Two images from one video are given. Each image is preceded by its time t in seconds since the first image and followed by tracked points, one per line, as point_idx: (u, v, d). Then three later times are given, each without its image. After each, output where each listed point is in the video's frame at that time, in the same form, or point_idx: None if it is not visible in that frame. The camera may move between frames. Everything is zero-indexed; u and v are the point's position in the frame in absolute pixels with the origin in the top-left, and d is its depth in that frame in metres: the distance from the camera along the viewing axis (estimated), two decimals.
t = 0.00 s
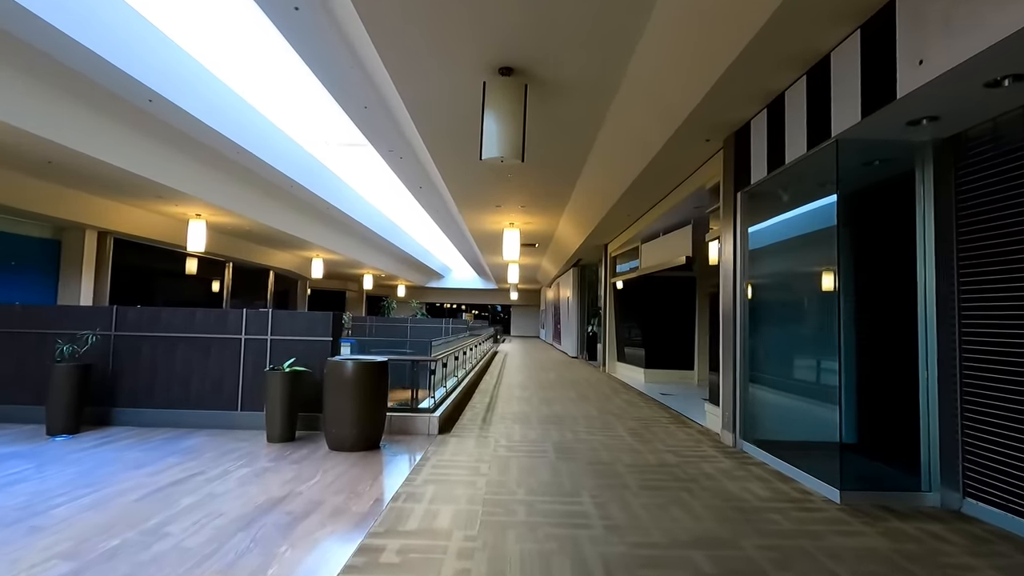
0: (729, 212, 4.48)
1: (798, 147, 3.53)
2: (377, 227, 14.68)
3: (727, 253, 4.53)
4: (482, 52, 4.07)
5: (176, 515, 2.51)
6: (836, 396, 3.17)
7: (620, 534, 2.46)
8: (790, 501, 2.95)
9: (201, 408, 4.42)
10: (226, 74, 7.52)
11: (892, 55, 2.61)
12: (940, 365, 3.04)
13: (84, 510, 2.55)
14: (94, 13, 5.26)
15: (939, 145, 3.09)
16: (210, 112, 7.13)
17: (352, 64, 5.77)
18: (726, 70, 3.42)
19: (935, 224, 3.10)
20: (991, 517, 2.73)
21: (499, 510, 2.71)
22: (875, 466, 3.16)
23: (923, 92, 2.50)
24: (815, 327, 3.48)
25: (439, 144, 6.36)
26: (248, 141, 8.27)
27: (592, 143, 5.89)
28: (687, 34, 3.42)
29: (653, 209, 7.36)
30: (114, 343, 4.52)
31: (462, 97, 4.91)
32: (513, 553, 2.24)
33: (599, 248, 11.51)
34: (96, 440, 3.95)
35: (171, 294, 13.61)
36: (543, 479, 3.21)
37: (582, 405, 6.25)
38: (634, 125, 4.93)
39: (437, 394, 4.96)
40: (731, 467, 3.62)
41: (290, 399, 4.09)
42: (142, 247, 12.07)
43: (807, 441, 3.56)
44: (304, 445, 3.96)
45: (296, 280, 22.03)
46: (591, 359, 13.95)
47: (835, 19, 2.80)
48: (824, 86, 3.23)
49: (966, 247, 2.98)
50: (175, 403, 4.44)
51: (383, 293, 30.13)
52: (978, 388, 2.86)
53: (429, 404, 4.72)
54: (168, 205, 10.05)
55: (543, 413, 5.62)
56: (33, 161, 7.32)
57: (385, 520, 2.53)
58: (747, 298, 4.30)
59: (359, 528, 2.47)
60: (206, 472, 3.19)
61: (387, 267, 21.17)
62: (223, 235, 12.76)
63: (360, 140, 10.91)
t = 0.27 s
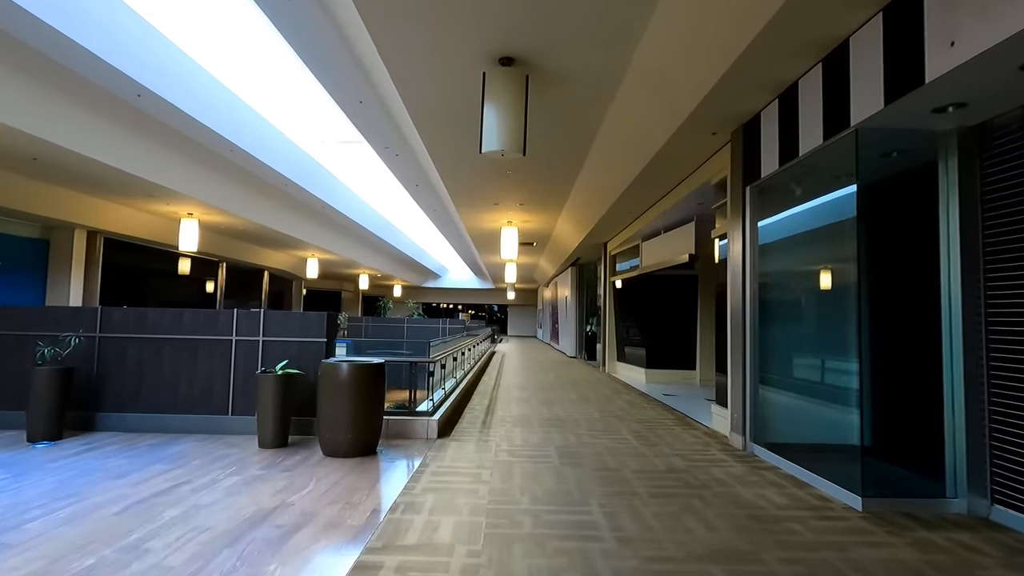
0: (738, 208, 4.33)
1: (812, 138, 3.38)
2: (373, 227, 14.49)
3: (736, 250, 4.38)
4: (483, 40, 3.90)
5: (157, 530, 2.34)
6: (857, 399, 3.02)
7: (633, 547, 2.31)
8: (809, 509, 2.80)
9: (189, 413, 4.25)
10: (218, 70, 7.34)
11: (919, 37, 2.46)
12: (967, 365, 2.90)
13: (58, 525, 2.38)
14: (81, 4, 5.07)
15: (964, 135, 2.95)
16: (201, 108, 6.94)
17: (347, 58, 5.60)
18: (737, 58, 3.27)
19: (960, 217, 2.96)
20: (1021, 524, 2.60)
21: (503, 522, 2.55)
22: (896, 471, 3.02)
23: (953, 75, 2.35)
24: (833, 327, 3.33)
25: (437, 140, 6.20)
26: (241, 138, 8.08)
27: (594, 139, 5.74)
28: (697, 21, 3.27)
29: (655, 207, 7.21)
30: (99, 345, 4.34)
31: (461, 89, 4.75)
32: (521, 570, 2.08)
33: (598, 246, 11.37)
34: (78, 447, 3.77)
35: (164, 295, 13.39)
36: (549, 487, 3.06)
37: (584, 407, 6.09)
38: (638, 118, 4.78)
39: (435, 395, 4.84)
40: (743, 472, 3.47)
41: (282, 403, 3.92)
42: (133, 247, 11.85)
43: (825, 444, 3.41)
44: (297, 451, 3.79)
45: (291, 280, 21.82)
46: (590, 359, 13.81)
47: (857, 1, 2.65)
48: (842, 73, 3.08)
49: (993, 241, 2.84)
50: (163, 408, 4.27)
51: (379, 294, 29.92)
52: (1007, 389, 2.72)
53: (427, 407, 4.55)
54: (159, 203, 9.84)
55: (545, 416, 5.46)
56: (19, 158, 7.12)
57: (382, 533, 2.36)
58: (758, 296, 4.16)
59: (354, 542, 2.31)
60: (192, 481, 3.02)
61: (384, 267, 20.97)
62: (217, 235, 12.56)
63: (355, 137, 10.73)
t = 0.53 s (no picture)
0: (755, 207, 4.14)
1: (839, 131, 3.19)
2: (377, 231, 14.36)
3: (754, 251, 4.19)
4: (489, 32, 3.73)
5: (138, 552, 2.16)
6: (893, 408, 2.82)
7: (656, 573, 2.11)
8: (843, 528, 2.60)
9: (184, 421, 4.08)
10: (219, 70, 7.21)
11: (964, 17, 2.27)
12: (1012, 368, 2.74)
13: (31, 546, 2.21)
14: None
15: (1006, 124, 2.82)
16: (201, 108, 6.80)
17: (349, 55, 5.44)
18: (759, 47, 3.08)
19: (1003, 212, 2.83)
20: None
21: (513, 542, 2.36)
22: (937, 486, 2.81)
23: (1004, 56, 2.16)
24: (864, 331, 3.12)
25: (441, 139, 6.04)
26: (242, 140, 7.95)
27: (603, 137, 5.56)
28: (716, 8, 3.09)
29: (664, 209, 7.03)
30: (91, 350, 4.18)
31: (466, 84, 4.58)
32: None
33: (605, 250, 11.18)
34: (66, 457, 3.60)
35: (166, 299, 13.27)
36: (561, 503, 2.86)
37: (593, 414, 5.89)
38: (650, 115, 4.60)
39: (440, 402, 4.66)
40: (766, 485, 3.27)
41: (279, 411, 3.75)
42: (135, 252, 11.74)
43: (854, 457, 3.20)
44: (295, 462, 3.61)
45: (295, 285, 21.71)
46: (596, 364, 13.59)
47: None
48: (872, 61, 2.89)
49: None
50: (156, 415, 4.10)
51: (383, 298, 29.79)
52: None
53: (431, 415, 4.36)
54: (160, 206, 9.72)
55: (553, 423, 5.26)
56: (17, 159, 6.99)
57: (382, 555, 2.18)
58: (778, 298, 3.96)
59: (350, 564, 2.13)
60: (181, 496, 2.85)
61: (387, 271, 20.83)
62: (219, 239, 12.45)
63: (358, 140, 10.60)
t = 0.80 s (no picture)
0: (774, 207, 3.96)
1: (868, 126, 3.00)
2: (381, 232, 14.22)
3: (772, 253, 4.00)
4: (497, 24, 3.56)
5: None
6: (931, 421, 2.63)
7: None
8: (878, 552, 2.41)
9: (178, 428, 3.92)
10: (220, 68, 7.08)
11: None
12: None
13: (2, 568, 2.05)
14: None
15: None
16: (202, 107, 6.67)
17: (352, 50, 5.29)
18: (783, 36, 2.90)
19: None
20: None
21: (523, 566, 2.19)
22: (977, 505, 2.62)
23: None
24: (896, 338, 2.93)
25: (446, 137, 5.87)
26: (244, 139, 7.81)
27: (612, 135, 5.39)
28: None
29: (674, 210, 6.85)
30: (83, 354, 4.04)
31: (473, 78, 4.41)
32: None
33: (612, 251, 10.99)
34: (55, 466, 3.45)
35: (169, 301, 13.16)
36: (572, 521, 2.68)
37: (601, 420, 5.70)
38: (663, 111, 4.42)
39: (444, 409, 4.49)
40: (789, 501, 3.08)
41: (276, 419, 3.59)
42: (137, 253, 11.64)
43: (883, 471, 3.01)
44: (293, 472, 3.45)
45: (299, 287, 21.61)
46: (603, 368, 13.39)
47: None
48: (905, 49, 2.70)
49: None
50: (150, 422, 3.95)
51: (388, 300, 29.67)
52: None
53: (434, 422, 4.17)
54: (162, 207, 9.60)
55: (561, 431, 5.09)
56: (15, 159, 6.87)
57: None
58: (798, 303, 3.77)
59: None
60: (168, 510, 2.69)
61: (391, 273, 20.70)
62: (222, 240, 12.35)
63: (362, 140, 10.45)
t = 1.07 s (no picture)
0: (786, 199, 3.81)
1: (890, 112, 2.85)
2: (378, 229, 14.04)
3: (785, 247, 3.84)
4: (499, 7, 3.40)
5: None
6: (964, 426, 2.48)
7: None
8: (906, 563, 2.27)
9: (164, 430, 3.75)
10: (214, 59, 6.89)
11: None
12: None
13: None
14: None
15: None
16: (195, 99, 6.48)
17: (348, 40, 5.11)
18: (802, 18, 2.74)
19: None
20: None
21: None
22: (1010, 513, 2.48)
23: None
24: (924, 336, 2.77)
25: (446, 129, 5.70)
26: (239, 133, 7.63)
27: (617, 127, 5.23)
28: None
29: (678, 206, 6.69)
30: (65, 352, 3.86)
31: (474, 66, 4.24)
32: None
33: (612, 249, 10.84)
34: (34, 470, 3.28)
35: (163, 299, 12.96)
36: (580, 530, 2.53)
37: (605, 421, 5.55)
38: (671, 101, 4.27)
39: (443, 410, 4.32)
40: (806, 508, 2.93)
41: (267, 421, 3.42)
42: (130, 250, 11.43)
43: (908, 475, 2.86)
44: (285, 476, 3.29)
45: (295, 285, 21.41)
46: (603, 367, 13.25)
47: None
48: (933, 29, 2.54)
49: None
50: (135, 423, 3.78)
51: (385, 299, 29.48)
52: None
53: (434, 423, 4.02)
54: (155, 203, 9.42)
55: (563, 432, 4.92)
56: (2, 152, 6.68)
57: None
58: (813, 299, 3.61)
59: None
60: (150, 519, 2.53)
61: (389, 272, 20.52)
62: (217, 237, 12.16)
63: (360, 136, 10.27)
